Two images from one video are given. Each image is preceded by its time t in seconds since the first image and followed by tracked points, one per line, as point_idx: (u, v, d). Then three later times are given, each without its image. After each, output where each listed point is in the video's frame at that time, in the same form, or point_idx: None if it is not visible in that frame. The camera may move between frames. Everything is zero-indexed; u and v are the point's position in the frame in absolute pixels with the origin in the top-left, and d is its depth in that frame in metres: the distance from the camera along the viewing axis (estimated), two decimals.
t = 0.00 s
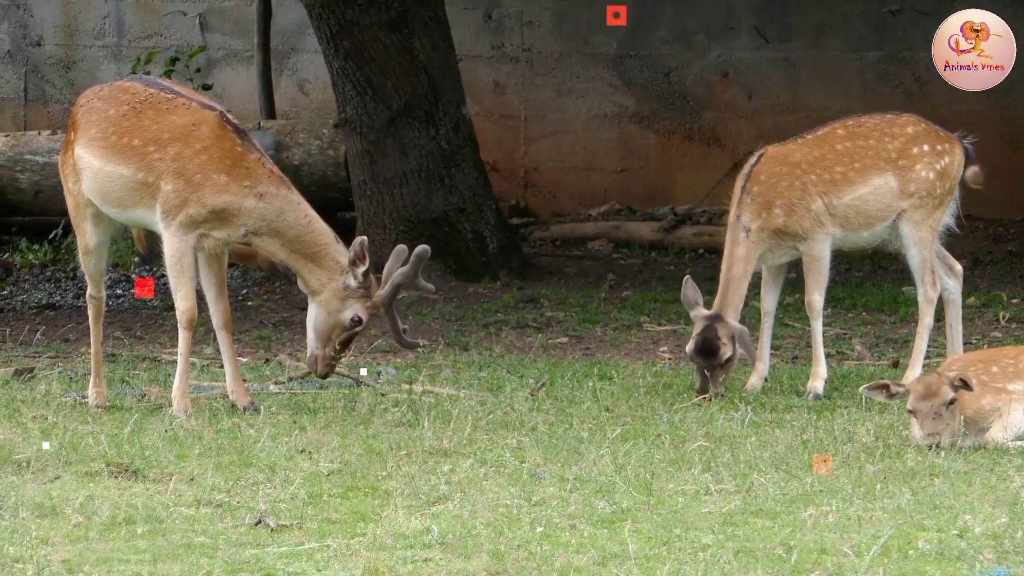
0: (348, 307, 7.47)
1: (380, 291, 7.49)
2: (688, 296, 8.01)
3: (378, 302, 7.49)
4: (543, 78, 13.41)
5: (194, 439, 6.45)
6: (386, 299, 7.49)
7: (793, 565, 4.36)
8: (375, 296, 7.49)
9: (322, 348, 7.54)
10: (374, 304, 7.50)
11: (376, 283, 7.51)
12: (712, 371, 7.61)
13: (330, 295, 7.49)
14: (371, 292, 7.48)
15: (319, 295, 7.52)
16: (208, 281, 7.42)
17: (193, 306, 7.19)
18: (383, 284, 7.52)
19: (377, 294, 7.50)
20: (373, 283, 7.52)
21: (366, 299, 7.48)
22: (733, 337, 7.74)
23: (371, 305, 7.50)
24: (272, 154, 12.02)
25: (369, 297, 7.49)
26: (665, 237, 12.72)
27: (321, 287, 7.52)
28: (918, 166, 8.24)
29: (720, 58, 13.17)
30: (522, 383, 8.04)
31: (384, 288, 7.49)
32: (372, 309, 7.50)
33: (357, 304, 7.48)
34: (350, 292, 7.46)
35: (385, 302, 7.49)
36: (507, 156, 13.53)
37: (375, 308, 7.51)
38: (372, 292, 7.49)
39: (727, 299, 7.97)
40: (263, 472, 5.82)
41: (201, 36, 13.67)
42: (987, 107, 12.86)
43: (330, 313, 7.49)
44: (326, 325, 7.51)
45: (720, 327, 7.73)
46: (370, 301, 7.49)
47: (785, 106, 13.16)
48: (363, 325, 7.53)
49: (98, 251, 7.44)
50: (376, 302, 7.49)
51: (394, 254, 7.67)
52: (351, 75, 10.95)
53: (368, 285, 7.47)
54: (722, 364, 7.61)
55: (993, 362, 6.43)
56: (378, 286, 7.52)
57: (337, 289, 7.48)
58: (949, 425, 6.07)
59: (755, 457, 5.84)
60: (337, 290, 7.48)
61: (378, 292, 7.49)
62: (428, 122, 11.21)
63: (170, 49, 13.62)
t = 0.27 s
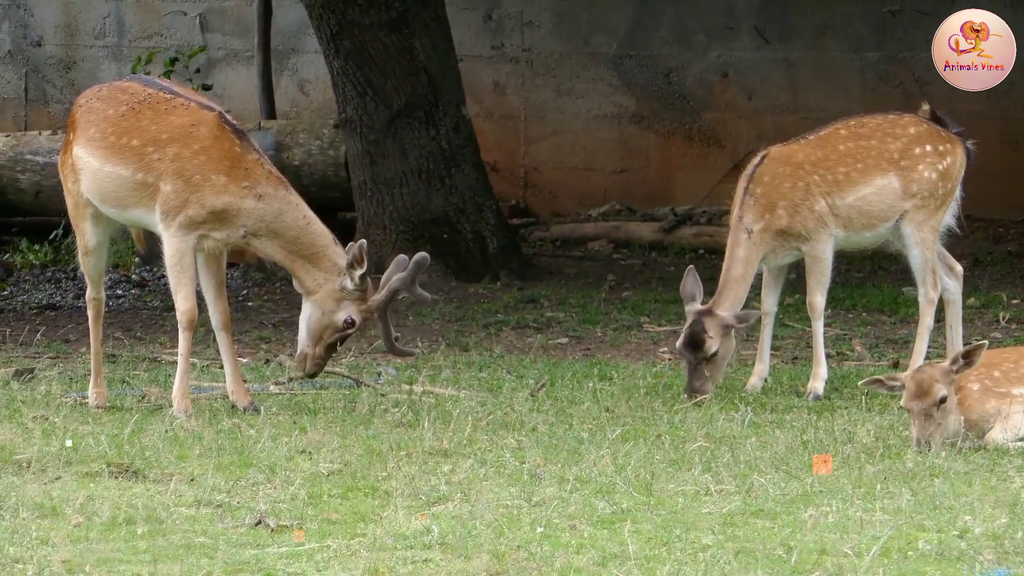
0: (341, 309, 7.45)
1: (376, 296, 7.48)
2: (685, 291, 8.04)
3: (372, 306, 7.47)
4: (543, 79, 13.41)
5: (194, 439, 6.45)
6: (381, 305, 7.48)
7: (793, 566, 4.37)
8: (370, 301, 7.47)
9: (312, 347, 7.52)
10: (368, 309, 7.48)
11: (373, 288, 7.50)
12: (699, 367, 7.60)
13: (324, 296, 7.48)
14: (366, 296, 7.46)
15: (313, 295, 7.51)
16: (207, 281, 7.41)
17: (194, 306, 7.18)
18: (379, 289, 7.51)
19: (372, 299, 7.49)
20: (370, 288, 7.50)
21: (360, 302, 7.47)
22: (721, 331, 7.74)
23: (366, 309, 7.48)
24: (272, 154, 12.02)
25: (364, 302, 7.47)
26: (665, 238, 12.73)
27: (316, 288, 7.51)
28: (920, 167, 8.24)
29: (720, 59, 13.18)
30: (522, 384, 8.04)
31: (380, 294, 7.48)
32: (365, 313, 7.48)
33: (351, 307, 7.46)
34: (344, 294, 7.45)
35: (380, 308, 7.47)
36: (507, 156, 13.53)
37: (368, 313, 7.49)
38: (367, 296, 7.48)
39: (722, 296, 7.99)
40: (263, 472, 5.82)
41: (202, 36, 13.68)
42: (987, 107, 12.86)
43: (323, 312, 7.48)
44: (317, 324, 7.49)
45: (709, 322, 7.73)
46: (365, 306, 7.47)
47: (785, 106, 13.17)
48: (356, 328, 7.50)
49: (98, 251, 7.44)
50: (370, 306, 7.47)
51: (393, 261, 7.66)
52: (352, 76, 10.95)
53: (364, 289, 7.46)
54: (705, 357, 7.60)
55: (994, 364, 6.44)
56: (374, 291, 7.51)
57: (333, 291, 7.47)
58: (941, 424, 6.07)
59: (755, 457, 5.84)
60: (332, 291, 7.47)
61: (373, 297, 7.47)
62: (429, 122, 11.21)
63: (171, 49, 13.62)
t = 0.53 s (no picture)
0: (337, 309, 7.45)
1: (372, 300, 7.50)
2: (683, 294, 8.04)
3: (368, 309, 7.49)
4: (544, 79, 13.41)
5: (194, 439, 6.46)
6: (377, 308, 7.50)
7: (793, 566, 4.37)
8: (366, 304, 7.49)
9: (304, 346, 7.50)
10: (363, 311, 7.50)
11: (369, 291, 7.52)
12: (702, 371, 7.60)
13: (320, 296, 7.48)
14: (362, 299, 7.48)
15: (309, 294, 7.50)
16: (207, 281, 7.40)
17: (193, 306, 7.19)
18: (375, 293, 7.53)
19: (368, 302, 7.51)
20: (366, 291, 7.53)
21: (356, 305, 7.48)
22: (721, 333, 7.74)
23: (361, 311, 7.50)
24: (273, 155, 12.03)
25: (360, 304, 7.49)
26: (666, 238, 12.73)
27: (312, 287, 7.50)
28: (923, 168, 8.24)
29: (720, 59, 13.18)
30: (522, 384, 8.05)
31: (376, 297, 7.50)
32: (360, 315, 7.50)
33: (346, 308, 7.47)
34: (341, 295, 7.46)
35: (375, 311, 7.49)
36: (507, 156, 13.54)
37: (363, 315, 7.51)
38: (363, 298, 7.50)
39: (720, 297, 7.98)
40: (264, 472, 5.83)
41: (202, 37, 13.68)
42: (988, 108, 12.87)
43: (318, 312, 7.47)
44: (312, 323, 7.47)
45: (707, 325, 7.74)
46: (360, 308, 7.49)
47: (785, 106, 13.17)
48: (349, 330, 7.51)
49: (98, 252, 7.45)
50: (366, 309, 7.49)
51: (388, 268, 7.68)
52: (352, 76, 10.95)
53: (361, 291, 7.48)
54: (706, 361, 7.60)
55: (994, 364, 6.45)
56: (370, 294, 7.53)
57: (330, 291, 7.48)
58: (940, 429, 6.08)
59: (755, 457, 5.85)
60: (329, 292, 7.48)
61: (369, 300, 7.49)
62: (429, 122, 11.21)
63: (172, 49, 13.62)
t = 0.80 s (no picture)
0: (335, 311, 7.49)
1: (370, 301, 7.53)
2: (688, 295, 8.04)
3: (365, 311, 7.52)
4: (544, 79, 13.41)
5: (195, 439, 6.46)
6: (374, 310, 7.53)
7: (794, 566, 4.37)
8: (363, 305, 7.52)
9: (301, 346, 7.53)
10: (360, 313, 7.53)
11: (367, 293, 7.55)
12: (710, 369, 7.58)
13: (318, 296, 7.51)
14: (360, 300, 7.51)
15: (307, 294, 7.53)
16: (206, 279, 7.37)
17: (193, 306, 7.19)
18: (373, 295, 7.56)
19: (366, 303, 7.54)
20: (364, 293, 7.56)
21: (354, 306, 7.52)
22: (732, 334, 7.75)
23: (359, 312, 7.53)
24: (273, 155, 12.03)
25: (357, 305, 7.52)
26: (666, 238, 12.73)
27: (310, 288, 7.53)
28: (925, 168, 8.24)
29: (720, 59, 13.18)
30: (523, 384, 8.05)
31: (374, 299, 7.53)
32: (358, 317, 7.53)
33: (344, 309, 7.50)
34: (339, 296, 7.49)
35: (373, 312, 7.52)
36: (507, 156, 13.53)
37: (360, 316, 7.54)
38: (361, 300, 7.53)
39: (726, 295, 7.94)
40: (264, 472, 5.83)
41: (203, 37, 13.69)
42: (987, 108, 12.88)
43: (316, 312, 7.50)
44: (309, 323, 7.51)
45: (720, 325, 7.73)
46: (358, 310, 7.52)
47: (785, 106, 13.17)
48: (347, 331, 7.54)
49: (99, 252, 7.45)
50: (363, 311, 7.52)
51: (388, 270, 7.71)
52: (352, 76, 10.95)
53: (359, 292, 7.51)
54: (716, 360, 7.58)
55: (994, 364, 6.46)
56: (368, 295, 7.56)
57: (328, 292, 7.51)
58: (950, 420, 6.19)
59: (755, 457, 5.85)
60: (327, 292, 7.51)
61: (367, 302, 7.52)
62: (430, 122, 11.22)
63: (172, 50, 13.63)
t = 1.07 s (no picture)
0: (334, 310, 7.49)
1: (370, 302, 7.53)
2: (687, 300, 8.06)
3: (365, 311, 7.52)
4: (544, 80, 13.41)
5: (195, 439, 6.46)
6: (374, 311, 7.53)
7: (794, 566, 4.37)
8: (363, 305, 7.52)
9: (300, 344, 7.55)
10: (359, 312, 7.53)
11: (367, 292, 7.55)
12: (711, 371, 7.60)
13: (318, 295, 7.51)
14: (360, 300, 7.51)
15: (307, 293, 7.53)
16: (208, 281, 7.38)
17: (194, 307, 7.19)
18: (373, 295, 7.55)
19: (366, 304, 7.54)
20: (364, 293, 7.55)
21: (354, 306, 7.51)
22: (731, 335, 7.77)
23: (358, 313, 7.53)
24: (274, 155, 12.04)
25: (357, 306, 7.52)
26: (667, 238, 12.73)
27: (310, 287, 7.53)
28: (925, 167, 8.24)
29: (721, 59, 13.18)
30: (523, 384, 8.05)
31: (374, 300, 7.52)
32: (357, 317, 7.53)
33: (343, 309, 7.50)
34: (338, 296, 7.49)
35: (372, 313, 7.52)
36: (508, 157, 13.53)
37: (359, 316, 7.54)
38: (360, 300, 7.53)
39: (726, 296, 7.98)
40: (265, 472, 5.83)
41: (204, 37, 13.69)
42: (988, 108, 12.88)
43: (315, 310, 7.51)
44: (308, 321, 7.52)
45: (718, 327, 7.76)
46: (358, 310, 7.52)
47: (786, 106, 13.17)
48: (346, 330, 7.55)
49: (101, 253, 7.46)
50: (363, 311, 7.52)
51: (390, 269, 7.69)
52: (353, 76, 10.95)
53: (358, 292, 7.50)
54: (716, 362, 7.61)
55: (995, 364, 6.46)
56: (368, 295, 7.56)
57: (328, 292, 7.50)
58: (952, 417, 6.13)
59: (756, 457, 5.85)
60: (327, 292, 7.51)
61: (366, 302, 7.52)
62: (430, 122, 11.22)
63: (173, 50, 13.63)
